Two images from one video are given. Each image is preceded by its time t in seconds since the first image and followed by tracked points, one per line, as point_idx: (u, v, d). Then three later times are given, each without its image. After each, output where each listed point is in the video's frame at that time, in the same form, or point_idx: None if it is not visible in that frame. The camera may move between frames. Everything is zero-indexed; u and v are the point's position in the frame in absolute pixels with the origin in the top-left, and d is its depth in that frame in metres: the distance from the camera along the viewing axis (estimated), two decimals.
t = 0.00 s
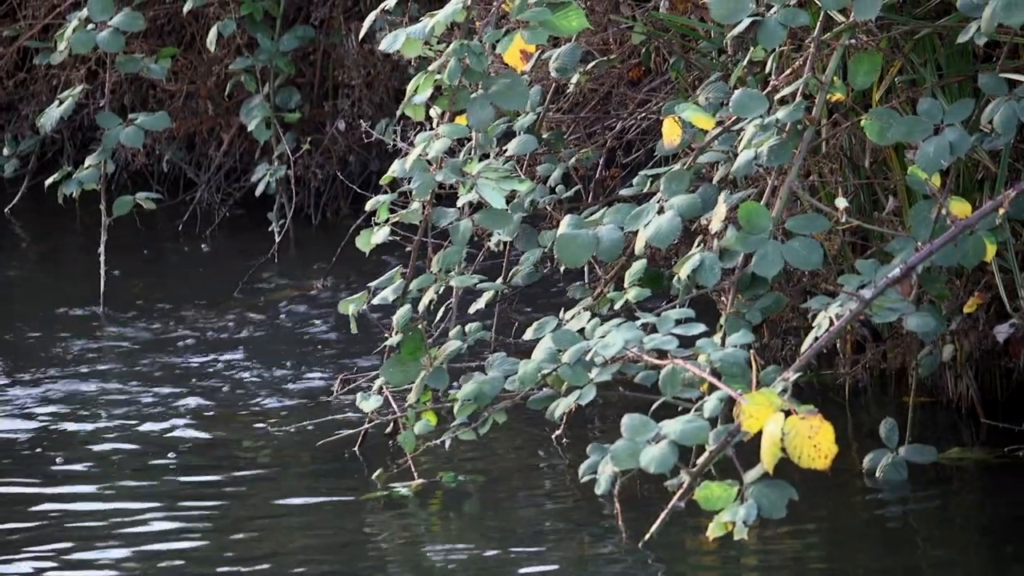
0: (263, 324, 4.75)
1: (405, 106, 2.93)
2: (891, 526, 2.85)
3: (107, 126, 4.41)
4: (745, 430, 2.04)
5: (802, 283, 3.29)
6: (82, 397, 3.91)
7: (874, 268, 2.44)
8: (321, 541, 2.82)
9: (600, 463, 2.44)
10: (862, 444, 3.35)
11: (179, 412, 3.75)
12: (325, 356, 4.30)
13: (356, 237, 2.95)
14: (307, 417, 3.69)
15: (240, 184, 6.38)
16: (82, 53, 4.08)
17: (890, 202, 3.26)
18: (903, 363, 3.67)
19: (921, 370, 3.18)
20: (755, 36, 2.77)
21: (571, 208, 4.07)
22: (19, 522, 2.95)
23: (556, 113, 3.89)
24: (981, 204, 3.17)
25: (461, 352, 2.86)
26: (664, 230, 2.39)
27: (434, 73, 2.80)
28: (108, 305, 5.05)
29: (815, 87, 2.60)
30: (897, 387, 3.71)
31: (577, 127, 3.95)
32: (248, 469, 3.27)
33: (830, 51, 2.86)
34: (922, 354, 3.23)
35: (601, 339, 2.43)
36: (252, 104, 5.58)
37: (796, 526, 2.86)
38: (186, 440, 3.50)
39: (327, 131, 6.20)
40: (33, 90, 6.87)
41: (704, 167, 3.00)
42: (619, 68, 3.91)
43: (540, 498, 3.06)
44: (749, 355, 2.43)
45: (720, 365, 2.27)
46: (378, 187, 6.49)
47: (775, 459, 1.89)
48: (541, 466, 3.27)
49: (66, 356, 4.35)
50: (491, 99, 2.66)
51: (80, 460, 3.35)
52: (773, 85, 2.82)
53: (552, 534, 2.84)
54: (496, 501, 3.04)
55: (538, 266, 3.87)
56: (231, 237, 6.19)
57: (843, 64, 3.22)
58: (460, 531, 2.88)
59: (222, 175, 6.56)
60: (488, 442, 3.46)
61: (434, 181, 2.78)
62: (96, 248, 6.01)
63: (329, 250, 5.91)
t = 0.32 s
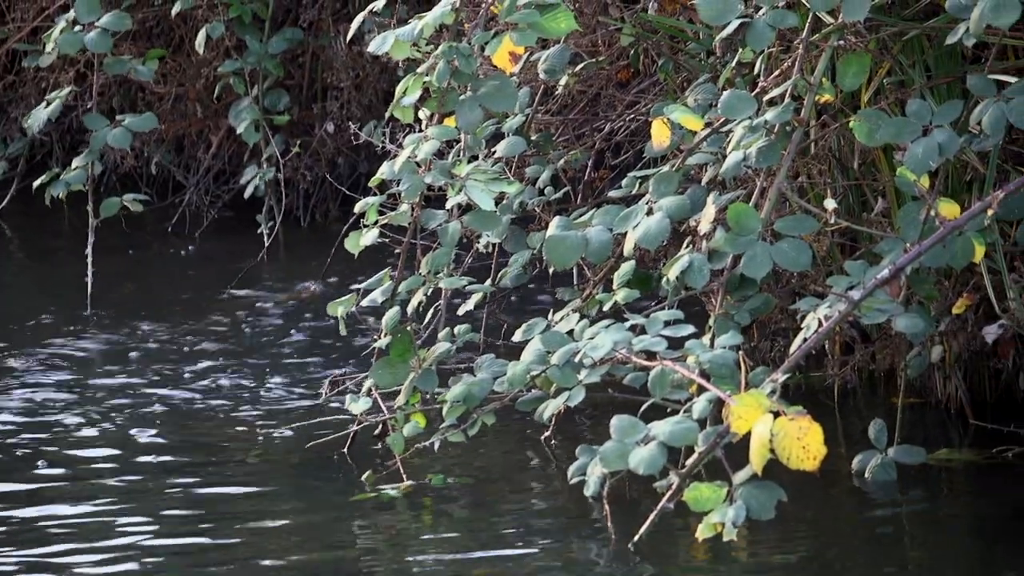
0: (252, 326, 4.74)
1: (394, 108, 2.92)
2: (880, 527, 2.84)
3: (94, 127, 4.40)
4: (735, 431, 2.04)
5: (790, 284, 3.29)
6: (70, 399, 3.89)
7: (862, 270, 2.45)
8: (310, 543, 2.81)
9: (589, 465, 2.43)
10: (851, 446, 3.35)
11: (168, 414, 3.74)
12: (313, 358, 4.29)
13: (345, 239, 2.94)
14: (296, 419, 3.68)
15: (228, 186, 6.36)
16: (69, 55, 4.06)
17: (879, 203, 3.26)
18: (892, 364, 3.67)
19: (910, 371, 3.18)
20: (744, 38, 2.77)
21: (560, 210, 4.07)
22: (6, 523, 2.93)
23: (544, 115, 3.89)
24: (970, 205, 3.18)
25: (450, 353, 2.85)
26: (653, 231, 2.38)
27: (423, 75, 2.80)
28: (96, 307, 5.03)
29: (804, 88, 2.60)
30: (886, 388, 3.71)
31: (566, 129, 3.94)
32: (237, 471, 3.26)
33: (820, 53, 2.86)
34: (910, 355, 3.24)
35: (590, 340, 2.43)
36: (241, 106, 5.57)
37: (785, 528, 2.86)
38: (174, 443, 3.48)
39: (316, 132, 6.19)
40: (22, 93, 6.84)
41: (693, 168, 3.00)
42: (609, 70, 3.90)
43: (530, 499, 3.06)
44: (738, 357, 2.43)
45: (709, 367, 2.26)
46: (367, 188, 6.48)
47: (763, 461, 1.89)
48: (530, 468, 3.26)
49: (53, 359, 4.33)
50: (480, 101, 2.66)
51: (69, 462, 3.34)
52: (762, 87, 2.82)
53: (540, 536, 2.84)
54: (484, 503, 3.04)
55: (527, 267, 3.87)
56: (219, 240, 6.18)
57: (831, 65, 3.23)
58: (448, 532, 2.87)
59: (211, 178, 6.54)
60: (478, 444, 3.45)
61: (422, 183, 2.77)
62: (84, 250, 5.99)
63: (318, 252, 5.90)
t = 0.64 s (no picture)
0: (241, 327, 4.73)
1: (384, 109, 2.92)
2: (872, 529, 2.84)
3: (83, 127, 4.38)
4: (725, 432, 2.04)
5: (781, 285, 3.30)
6: (59, 401, 3.88)
7: (853, 270, 2.45)
8: (301, 544, 2.81)
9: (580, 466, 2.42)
10: (841, 446, 3.35)
11: (157, 416, 3.73)
12: (303, 359, 4.29)
13: (335, 239, 2.94)
14: (286, 420, 3.68)
15: (219, 187, 6.35)
16: (58, 55, 4.05)
17: (869, 203, 3.26)
18: (882, 365, 3.68)
19: (900, 371, 3.18)
20: (734, 39, 2.77)
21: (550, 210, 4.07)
22: None
23: (534, 116, 3.88)
24: (960, 205, 3.18)
25: (440, 354, 2.85)
26: (644, 232, 2.38)
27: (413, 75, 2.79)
28: (86, 309, 5.01)
29: (794, 88, 2.60)
30: (876, 388, 3.72)
31: (556, 130, 3.94)
32: (227, 472, 3.25)
33: (809, 53, 2.86)
34: (900, 356, 3.24)
35: (580, 341, 2.42)
36: (231, 107, 5.57)
37: (775, 528, 2.86)
38: (163, 445, 3.47)
39: (306, 133, 6.18)
40: (12, 94, 6.81)
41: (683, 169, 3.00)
42: (599, 71, 3.90)
43: (519, 500, 3.05)
44: (729, 357, 2.43)
45: (699, 367, 2.25)
46: (357, 189, 6.47)
47: (754, 461, 1.88)
48: (521, 468, 3.26)
49: (43, 360, 4.32)
50: (470, 102, 2.65)
51: (58, 464, 3.33)
52: (752, 87, 2.82)
53: (531, 537, 2.83)
54: (474, 504, 3.03)
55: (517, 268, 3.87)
56: (209, 241, 6.16)
57: (822, 65, 3.23)
58: (438, 534, 2.87)
59: (201, 179, 6.52)
60: (468, 445, 3.45)
61: (413, 184, 2.77)
62: (73, 251, 5.98)
63: (308, 253, 5.89)
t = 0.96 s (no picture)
0: (231, 327, 4.72)
1: (374, 109, 2.92)
2: (863, 528, 2.84)
3: (72, 128, 4.37)
4: (716, 432, 2.04)
5: (771, 285, 3.30)
6: (48, 402, 3.86)
7: (843, 270, 2.45)
8: (292, 545, 2.80)
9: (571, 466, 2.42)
10: (832, 446, 3.36)
11: (148, 417, 3.72)
12: (293, 359, 4.28)
13: (326, 239, 2.93)
14: (277, 421, 3.67)
15: (209, 187, 6.34)
16: (47, 55, 4.03)
17: (860, 203, 3.27)
18: (872, 365, 3.68)
19: (890, 371, 3.18)
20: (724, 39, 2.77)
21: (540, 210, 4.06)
22: None
23: (524, 116, 3.88)
24: (950, 205, 3.18)
25: (431, 354, 2.84)
26: (634, 232, 2.38)
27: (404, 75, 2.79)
28: (76, 310, 5.00)
29: (784, 88, 2.59)
30: (866, 387, 3.73)
31: (547, 130, 3.93)
32: (217, 473, 3.25)
33: (799, 54, 2.86)
34: (891, 356, 3.24)
35: (571, 341, 2.42)
36: (221, 107, 5.57)
37: (765, 528, 2.86)
38: (152, 446, 3.46)
39: (296, 134, 6.16)
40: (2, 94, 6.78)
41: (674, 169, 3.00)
42: (589, 71, 3.89)
43: (509, 500, 3.05)
44: (719, 357, 2.43)
45: (689, 367, 2.25)
46: (347, 190, 6.46)
47: (745, 461, 1.88)
48: (511, 468, 3.26)
49: (32, 362, 4.30)
50: (460, 102, 2.65)
51: (48, 466, 3.32)
52: (742, 87, 2.82)
53: (521, 537, 2.83)
54: (465, 505, 3.02)
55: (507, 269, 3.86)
56: (199, 242, 6.15)
57: (812, 65, 3.23)
58: (429, 534, 2.86)
59: (192, 179, 6.51)
60: (458, 445, 3.45)
61: (403, 184, 2.76)
62: (62, 252, 5.96)
63: (298, 253, 5.88)
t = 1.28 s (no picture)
0: (220, 329, 4.71)
1: (363, 111, 2.91)
2: (852, 529, 2.85)
3: (61, 129, 4.35)
4: (704, 432, 2.03)
5: (760, 286, 3.30)
6: (36, 405, 3.85)
7: (832, 270, 2.46)
8: (282, 546, 2.80)
9: (560, 466, 2.42)
10: (821, 446, 3.36)
11: (137, 419, 3.70)
12: (282, 361, 4.27)
13: (316, 240, 2.93)
14: (266, 422, 3.66)
15: (198, 188, 6.32)
16: (36, 56, 4.02)
17: (849, 204, 3.27)
18: (862, 365, 3.69)
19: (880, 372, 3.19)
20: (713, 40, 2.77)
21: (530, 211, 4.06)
22: None
23: (513, 117, 3.87)
24: (940, 206, 3.19)
25: (420, 355, 2.84)
26: (623, 232, 2.38)
27: (393, 77, 2.78)
28: (64, 311, 4.98)
29: (773, 89, 2.59)
30: (856, 388, 3.73)
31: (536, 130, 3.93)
32: (207, 475, 3.24)
33: (789, 55, 2.86)
34: (880, 357, 3.24)
35: (560, 342, 2.42)
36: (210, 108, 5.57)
37: (755, 528, 2.86)
38: (142, 448, 3.45)
39: (285, 135, 6.15)
40: None
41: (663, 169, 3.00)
42: (578, 72, 3.89)
43: (498, 501, 3.05)
44: (709, 358, 2.43)
45: (678, 368, 2.25)
46: (337, 191, 6.45)
47: (734, 462, 1.88)
48: (500, 469, 3.26)
49: (21, 364, 4.29)
50: (449, 103, 2.64)
51: (37, 469, 3.30)
52: (731, 88, 2.82)
53: (510, 538, 2.83)
54: (455, 506, 3.02)
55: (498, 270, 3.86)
56: (188, 243, 6.14)
57: (801, 66, 3.24)
58: (419, 535, 2.86)
59: (181, 180, 6.49)
60: (448, 446, 3.44)
61: (392, 186, 2.76)
62: (51, 253, 5.94)
63: (287, 254, 5.87)
